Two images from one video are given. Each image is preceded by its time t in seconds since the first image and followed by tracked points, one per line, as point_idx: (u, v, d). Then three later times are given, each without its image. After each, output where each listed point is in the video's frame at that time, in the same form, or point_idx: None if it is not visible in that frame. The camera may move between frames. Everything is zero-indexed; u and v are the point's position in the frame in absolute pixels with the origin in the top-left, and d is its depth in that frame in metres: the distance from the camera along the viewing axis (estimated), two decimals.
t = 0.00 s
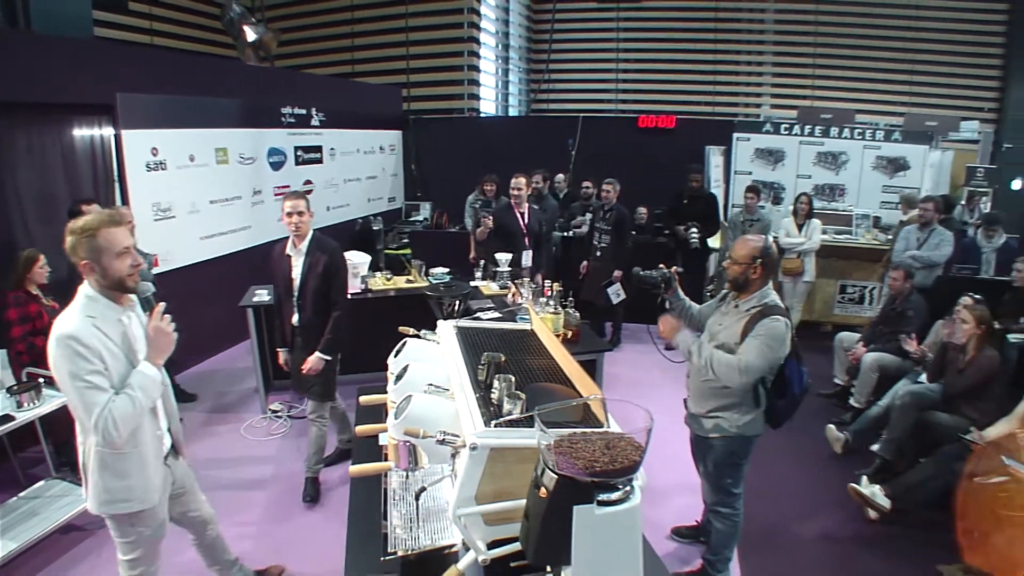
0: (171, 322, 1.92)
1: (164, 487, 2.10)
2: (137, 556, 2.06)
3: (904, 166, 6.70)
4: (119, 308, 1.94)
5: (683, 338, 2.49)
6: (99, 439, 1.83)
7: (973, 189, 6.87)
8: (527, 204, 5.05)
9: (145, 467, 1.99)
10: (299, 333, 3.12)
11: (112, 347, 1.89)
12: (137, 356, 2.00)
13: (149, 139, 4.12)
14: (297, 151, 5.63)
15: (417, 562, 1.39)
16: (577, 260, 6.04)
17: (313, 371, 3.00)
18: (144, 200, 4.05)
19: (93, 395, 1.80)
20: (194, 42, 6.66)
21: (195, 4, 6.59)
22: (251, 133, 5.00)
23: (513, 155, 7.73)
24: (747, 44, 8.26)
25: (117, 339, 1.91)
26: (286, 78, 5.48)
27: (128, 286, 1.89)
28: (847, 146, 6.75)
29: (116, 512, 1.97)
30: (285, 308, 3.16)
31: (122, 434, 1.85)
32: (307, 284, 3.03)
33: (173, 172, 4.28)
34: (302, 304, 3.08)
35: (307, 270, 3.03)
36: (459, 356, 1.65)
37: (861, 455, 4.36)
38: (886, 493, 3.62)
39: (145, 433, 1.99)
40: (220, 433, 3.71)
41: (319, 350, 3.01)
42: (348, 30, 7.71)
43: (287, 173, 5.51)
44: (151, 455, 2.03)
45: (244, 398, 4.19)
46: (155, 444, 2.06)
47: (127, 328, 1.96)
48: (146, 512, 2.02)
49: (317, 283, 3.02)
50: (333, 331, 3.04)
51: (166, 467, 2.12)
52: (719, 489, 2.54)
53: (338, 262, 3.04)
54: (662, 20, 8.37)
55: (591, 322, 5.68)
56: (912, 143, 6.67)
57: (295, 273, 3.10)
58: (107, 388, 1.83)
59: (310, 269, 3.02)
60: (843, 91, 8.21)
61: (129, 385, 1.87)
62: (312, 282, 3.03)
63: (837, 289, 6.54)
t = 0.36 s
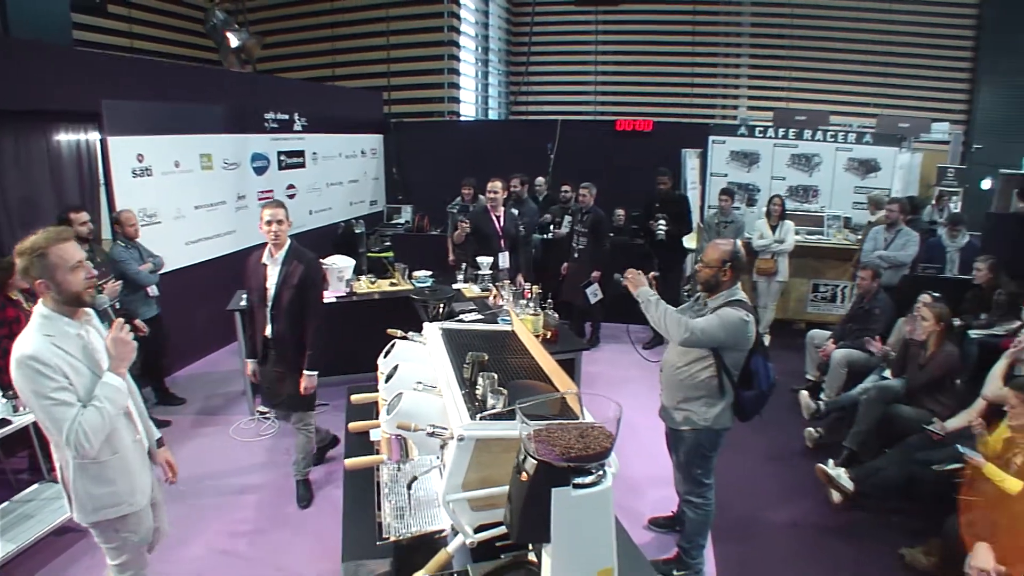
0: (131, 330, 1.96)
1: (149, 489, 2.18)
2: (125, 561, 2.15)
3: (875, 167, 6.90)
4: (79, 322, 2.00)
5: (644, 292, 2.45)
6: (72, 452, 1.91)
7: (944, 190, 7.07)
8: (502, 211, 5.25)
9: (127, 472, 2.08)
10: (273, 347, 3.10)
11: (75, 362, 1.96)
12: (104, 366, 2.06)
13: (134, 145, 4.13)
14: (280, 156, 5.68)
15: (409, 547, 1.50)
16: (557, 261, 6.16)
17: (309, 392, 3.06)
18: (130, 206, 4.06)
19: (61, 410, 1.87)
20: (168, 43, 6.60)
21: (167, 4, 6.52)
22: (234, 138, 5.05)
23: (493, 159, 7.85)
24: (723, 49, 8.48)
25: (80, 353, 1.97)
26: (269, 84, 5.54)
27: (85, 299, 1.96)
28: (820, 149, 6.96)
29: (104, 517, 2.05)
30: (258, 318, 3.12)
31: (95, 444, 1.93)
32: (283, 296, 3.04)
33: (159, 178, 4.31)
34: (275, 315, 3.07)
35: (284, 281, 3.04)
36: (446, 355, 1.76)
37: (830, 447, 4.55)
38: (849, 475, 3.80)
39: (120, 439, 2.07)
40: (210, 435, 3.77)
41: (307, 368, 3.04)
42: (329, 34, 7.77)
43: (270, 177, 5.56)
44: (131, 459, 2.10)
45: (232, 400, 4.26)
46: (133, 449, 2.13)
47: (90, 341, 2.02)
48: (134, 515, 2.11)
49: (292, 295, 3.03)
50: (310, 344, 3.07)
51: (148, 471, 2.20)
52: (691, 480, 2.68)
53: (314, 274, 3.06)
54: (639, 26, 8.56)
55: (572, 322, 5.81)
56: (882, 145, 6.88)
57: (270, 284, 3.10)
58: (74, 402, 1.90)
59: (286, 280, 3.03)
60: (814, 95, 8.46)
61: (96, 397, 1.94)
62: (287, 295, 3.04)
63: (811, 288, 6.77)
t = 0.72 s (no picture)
0: (84, 342, 2.07)
1: (99, 494, 2.26)
2: (95, 567, 2.23)
3: (838, 168, 7.20)
4: (31, 334, 2.07)
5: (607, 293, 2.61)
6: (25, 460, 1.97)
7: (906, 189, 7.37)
8: (468, 214, 5.46)
9: (79, 479, 2.15)
10: (255, 354, 3.16)
11: (30, 373, 2.02)
12: (55, 377, 2.13)
13: (111, 152, 4.15)
14: (255, 161, 5.72)
15: (394, 531, 1.62)
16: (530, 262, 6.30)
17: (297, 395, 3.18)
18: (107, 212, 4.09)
19: (15, 419, 1.93)
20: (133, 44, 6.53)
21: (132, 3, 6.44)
22: (210, 143, 5.09)
23: (466, 162, 7.96)
24: (692, 53, 8.75)
25: (33, 364, 2.04)
26: (244, 89, 5.58)
27: (38, 311, 2.05)
28: (785, 150, 7.22)
29: (58, 524, 2.11)
30: (237, 327, 3.15)
31: (49, 452, 2.00)
32: (267, 302, 3.11)
33: (134, 184, 4.33)
34: (259, 323, 3.14)
35: (265, 288, 3.11)
36: (424, 352, 1.87)
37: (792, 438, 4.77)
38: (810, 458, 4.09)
39: (72, 448, 2.14)
40: (192, 437, 3.82)
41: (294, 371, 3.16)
42: (301, 37, 7.81)
43: (245, 182, 5.59)
44: (83, 467, 2.18)
45: (211, 403, 4.30)
46: (83, 456, 2.20)
47: (42, 352, 2.09)
48: (88, 519, 2.19)
49: (276, 300, 3.13)
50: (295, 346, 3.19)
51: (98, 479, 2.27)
52: (656, 468, 2.84)
53: (293, 276, 3.17)
54: (609, 30, 8.77)
55: (544, 321, 5.96)
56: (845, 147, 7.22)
57: (247, 292, 3.13)
58: (29, 411, 1.97)
59: (267, 286, 3.11)
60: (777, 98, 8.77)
61: (51, 406, 2.02)
62: (271, 296, 3.12)
63: (776, 285, 6.97)
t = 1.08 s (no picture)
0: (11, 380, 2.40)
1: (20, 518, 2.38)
2: None
3: (789, 165, 7.51)
4: None
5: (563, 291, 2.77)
6: None
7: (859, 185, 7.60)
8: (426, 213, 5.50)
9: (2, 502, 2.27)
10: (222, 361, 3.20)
11: None
12: None
13: (73, 159, 4.14)
14: (218, 165, 5.71)
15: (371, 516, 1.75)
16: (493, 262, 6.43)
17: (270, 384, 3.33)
18: (70, 221, 4.08)
19: None
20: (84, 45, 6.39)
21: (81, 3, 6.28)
22: (172, 149, 5.08)
23: (428, 164, 8.05)
24: (649, 56, 9.02)
25: None
26: (204, 94, 5.58)
27: None
28: (738, 149, 7.49)
29: None
30: (199, 336, 3.16)
31: None
32: (233, 303, 3.17)
33: (98, 191, 4.33)
34: (225, 328, 3.19)
35: (228, 292, 3.16)
36: (392, 349, 2.00)
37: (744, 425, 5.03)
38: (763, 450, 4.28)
39: None
40: (162, 442, 3.86)
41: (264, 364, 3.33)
42: (260, 39, 7.78)
43: (208, 187, 5.59)
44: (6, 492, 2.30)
45: (180, 408, 4.33)
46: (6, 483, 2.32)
47: None
48: (17, 532, 2.39)
49: (242, 302, 3.21)
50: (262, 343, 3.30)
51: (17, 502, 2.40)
52: (615, 455, 3.01)
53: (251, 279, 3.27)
54: (567, 34, 8.96)
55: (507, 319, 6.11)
56: (796, 144, 7.44)
57: (207, 300, 3.16)
58: None
59: (231, 291, 3.17)
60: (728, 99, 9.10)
61: None
62: (236, 296, 3.18)
63: (730, 280, 7.26)
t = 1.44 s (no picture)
0: None
1: None
2: None
3: (741, 163, 7.81)
4: None
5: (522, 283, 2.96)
6: None
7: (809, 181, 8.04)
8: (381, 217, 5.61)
9: None
10: (172, 365, 3.21)
11: None
12: None
13: (30, 165, 4.10)
14: (177, 170, 5.67)
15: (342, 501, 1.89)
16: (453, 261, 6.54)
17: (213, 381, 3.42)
18: (28, 227, 4.04)
19: None
20: (32, 46, 6.23)
21: (28, 3, 6.11)
22: (131, 154, 5.05)
23: (388, 166, 8.10)
24: (604, 57, 9.26)
25: None
26: (163, 98, 5.56)
27: None
28: (691, 147, 7.75)
29: None
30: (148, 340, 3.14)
31: None
32: (178, 308, 3.22)
33: (57, 197, 4.29)
34: (174, 331, 3.21)
35: (171, 298, 3.21)
36: (358, 345, 2.12)
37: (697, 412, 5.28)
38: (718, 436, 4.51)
39: None
40: (129, 447, 3.87)
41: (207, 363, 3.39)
42: (216, 40, 7.70)
43: (168, 192, 5.54)
44: None
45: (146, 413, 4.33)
46: None
47: None
48: None
49: (186, 307, 3.26)
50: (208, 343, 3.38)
51: None
52: (573, 442, 3.18)
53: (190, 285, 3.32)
54: (525, 36, 9.15)
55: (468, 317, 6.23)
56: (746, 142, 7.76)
57: (153, 306, 3.15)
58: None
59: (175, 296, 3.21)
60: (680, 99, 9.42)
61: None
62: (178, 298, 3.23)
63: (685, 275, 7.53)
